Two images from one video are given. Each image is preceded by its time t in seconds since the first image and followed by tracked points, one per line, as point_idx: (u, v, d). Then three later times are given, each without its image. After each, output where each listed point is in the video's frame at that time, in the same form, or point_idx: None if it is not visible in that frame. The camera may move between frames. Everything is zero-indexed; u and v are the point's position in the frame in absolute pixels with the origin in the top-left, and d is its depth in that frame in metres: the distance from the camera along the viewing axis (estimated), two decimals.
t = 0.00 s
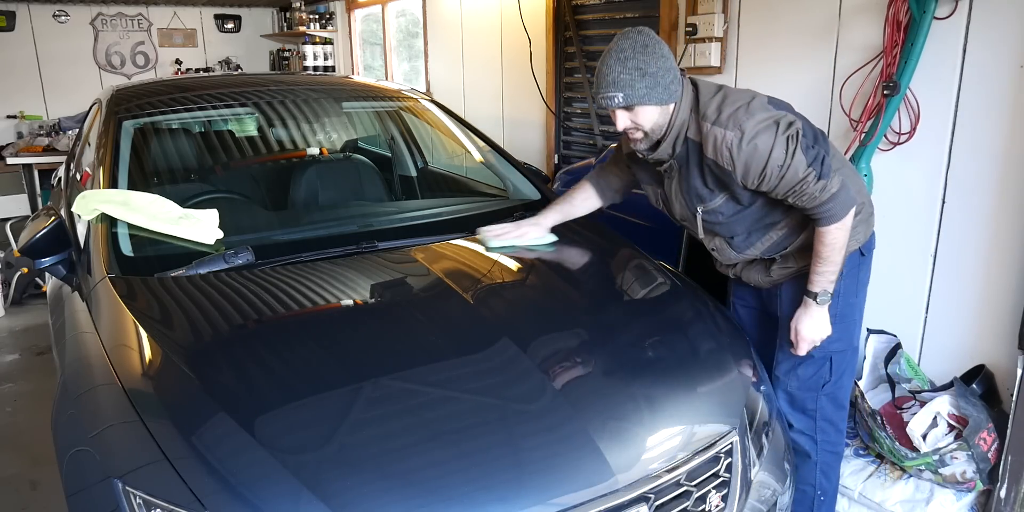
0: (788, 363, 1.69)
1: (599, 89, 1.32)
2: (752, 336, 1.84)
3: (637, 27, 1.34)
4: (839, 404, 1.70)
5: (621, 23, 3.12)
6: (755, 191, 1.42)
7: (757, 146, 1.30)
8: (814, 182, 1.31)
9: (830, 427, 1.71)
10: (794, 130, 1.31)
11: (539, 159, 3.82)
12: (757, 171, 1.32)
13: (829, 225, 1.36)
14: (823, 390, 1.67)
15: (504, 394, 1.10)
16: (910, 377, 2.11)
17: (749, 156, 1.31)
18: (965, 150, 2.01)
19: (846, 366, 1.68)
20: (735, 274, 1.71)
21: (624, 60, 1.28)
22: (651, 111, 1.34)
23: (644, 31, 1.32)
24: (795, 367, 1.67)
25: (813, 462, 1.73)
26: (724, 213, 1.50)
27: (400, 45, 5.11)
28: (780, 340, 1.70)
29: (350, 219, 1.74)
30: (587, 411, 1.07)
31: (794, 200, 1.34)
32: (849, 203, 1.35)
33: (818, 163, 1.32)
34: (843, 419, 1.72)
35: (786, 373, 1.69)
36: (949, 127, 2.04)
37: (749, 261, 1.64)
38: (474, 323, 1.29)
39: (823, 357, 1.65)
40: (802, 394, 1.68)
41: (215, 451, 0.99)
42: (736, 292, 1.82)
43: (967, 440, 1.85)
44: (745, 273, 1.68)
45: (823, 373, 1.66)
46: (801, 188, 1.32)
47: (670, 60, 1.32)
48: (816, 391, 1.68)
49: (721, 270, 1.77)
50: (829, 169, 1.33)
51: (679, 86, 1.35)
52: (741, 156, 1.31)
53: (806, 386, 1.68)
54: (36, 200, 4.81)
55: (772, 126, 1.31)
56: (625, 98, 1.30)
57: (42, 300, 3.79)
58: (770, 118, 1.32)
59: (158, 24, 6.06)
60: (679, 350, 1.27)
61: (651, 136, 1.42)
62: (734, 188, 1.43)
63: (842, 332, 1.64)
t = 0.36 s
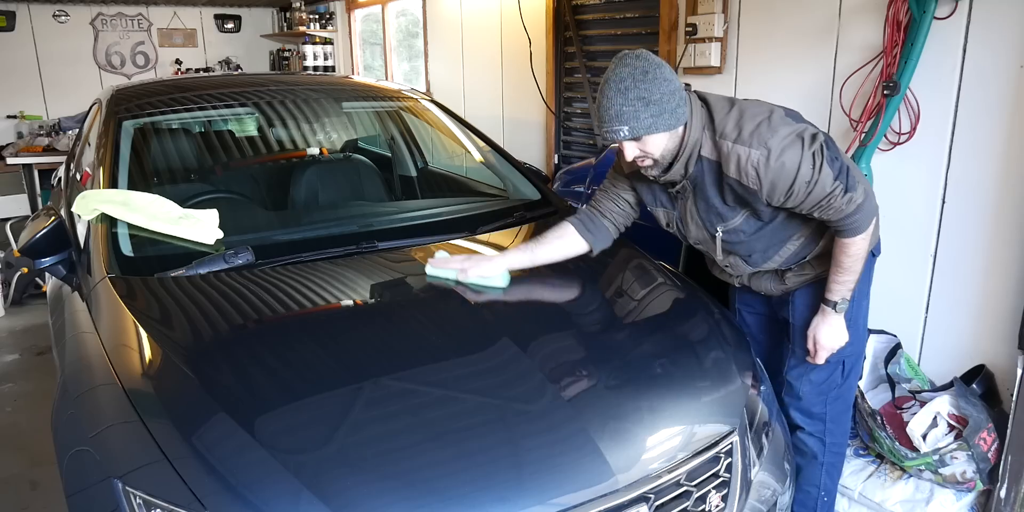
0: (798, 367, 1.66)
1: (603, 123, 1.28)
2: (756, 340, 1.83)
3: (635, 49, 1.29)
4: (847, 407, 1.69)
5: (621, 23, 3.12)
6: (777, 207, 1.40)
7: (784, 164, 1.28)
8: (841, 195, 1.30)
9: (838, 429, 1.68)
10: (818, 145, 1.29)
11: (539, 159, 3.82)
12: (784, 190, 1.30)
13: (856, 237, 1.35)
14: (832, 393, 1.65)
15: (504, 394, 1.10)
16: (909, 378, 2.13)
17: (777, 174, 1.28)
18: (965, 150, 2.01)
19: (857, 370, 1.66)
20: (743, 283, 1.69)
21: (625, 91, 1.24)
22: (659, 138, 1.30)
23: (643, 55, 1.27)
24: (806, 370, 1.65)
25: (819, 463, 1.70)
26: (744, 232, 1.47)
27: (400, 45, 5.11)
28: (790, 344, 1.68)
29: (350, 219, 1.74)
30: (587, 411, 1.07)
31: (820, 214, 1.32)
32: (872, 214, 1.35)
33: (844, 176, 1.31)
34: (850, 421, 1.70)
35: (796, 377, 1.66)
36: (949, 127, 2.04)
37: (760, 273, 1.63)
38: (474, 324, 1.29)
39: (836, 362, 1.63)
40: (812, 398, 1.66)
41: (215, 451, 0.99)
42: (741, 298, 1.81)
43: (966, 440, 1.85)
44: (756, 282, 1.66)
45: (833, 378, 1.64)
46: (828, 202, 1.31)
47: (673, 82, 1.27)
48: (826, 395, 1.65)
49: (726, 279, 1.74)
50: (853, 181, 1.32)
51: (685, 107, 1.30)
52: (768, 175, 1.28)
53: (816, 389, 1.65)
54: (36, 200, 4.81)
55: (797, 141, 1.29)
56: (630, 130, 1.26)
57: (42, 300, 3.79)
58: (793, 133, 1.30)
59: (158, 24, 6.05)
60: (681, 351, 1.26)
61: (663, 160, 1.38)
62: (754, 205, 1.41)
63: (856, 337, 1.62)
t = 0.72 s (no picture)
0: (797, 369, 1.66)
1: (618, 144, 1.25)
2: (755, 342, 1.84)
3: (646, 67, 1.27)
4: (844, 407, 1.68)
5: (621, 23, 3.12)
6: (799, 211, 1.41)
7: (809, 164, 1.28)
8: (863, 193, 1.31)
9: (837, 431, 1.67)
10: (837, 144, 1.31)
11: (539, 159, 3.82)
12: (810, 190, 1.30)
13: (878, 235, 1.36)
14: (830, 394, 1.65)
15: (505, 394, 1.10)
16: (909, 377, 2.12)
17: (803, 175, 1.29)
18: (965, 149, 2.01)
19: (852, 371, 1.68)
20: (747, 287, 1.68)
21: (641, 111, 1.21)
22: (678, 156, 1.27)
23: (655, 72, 1.25)
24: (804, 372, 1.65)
25: (817, 466, 1.69)
26: (769, 240, 1.48)
27: (400, 45, 5.11)
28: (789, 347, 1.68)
29: (350, 218, 1.74)
30: (587, 411, 1.07)
31: (844, 215, 1.33)
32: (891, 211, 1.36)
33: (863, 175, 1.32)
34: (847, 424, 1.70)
35: (795, 380, 1.66)
36: (949, 127, 2.04)
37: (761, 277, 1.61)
38: (474, 324, 1.29)
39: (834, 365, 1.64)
40: (810, 400, 1.65)
41: (215, 451, 0.99)
42: (740, 299, 1.82)
43: (967, 439, 1.84)
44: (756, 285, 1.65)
45: (832, 379, 1.65)
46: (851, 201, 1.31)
47: (688, 99, 1.25)
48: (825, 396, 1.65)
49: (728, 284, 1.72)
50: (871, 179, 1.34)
51: (701, 123, 1.29)
52: (795, 176, 1.29)
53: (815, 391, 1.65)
54: (36, 200, 4.81)
55: (817, 142, 1.30)
56: (648, 150, 1.23)
57: (42, 300, 3.79)
58: (813, 134, 1.31)
59: (158, 24, 6.05)
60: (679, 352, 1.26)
61: (683, 178, 1.36)
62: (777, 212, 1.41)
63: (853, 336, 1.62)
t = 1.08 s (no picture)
0: (799, 376, 1.64)
1: (618, 130, 1.26)
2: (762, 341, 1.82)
3: (648, 54, 1.26)
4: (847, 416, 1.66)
5: (621, 23, 3.12)
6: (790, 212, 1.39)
7: (798, 167, 1.26)
8: (856, 200, 1.28)
9: (839, 440, 1.66)
10: (834, 149, 1.28)
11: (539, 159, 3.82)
12: (798, 193, 1.28)
13: (870, 243, 1.33)
14: (834, 403, 1.63)
15: (505, 394, 1.10)
16: (909, 378, 2.13)
17: (790, 178, 1.27)
18: (965, 149, 2.01)
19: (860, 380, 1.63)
20: (753, 285, 1.68)
21: (642, 99, 1.21)
22: (678, 143, 1.28)
23: (657, 59, 1.24)
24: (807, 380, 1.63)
25: (819, 473, 1.69)
26: (755, 234, 1.46)
27: (400, 45, 5.11)
28: (791, 352, 1.65)
29: (350, 219, 1.74)
30: (587, 411, 1.07)
31: (836, 219, 1.31)
32: (889, 219, 1.33)
33: (860, 181, 1.29)
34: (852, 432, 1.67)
35: (798, 387, 1.64)
36: (949, 127, 2.04)
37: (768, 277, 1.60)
38: (474, 323, 1.29)
39: (838, 371, 1.61)
40: (813, 408, 1.64)
41: (215, 451, 0.99)
42: (752, 300, 1.80)
43: (967, 439, 1.85)
44: (765, 285, 1.64)
45: (837, 388, 1.62)
46: (843, 207, 1.29)
47: (689, 86, 1.26)
48: (828, 405, 1.63)
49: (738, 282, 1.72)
50: (870, 186, 1.30)
51: (702, 110, 1.29)
52: (782, 178, 1.27)
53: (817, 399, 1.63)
54: (36, 200, 4.82)
55: (812, 145, 1.27)
56: (649, 138, 1.24)
57: (41, 300, 3.79)
58: (808, 137, 1.28)
59: (158, 24, 6.05)
60: (679, 352, 1.26)
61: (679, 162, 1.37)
62: (768, 210, 1.39)
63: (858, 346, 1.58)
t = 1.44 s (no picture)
0: (816, 379, 1.61)
1: (650, 133, 1.20)
2: (771, 343, 1.79)
3: (683, 53, 1.21)
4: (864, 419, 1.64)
5: (621, 23, 3.12)
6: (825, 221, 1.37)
7: (840, 175, 1.25)
8: (896, 208, 1.27)
9: (852, 441, 1.65)
10: (874, 157, 1.27)
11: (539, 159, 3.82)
12: (839, 201, 1.27)
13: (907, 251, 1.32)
14: (851, 405, 1.61)
15: (504, 394, 1.10)
16: (909, 378, 2.13)
17: (832, 186, 1.26)
18: (965, 149, 2.01)
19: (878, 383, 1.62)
20: (771, 293, 1.65)
21: (679, 101, 1.16)
22: (710, 149, 1.24)
23: (694, 60, 1.19)
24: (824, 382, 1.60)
25: (829, 475, 1.66)
26: (787, 245, 1.44)
27: (400, 45, 5.11)
28: (809, 356, 1.62)
29: (350, 219, 1.74)
30: (587, 411, 1.07)
31: (872, 227, 1.30)
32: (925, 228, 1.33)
33: (898, 189, 1.28)
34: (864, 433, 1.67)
35: (814, 389, 1.62)
36: (949, 127, 2.04)
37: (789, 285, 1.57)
38: (474, 324, 1.29)
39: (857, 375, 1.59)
40: (829, 411, 1.62)
41: (215, 451, 0.99)
42: (761, 308, 1.77)
43: (967, 440, 1.85)
44: (783, 292, 1.62)
45: (855, 391, 1.60)
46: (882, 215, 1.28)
47: (724, 89, 1.21)
48: (845, 407, 1.61)
49: (754, 290, 1.69)
50: (907, 194, 1.30)
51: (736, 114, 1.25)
52: (824, 187, 1.26)
53: (835, 403, 1.61)
54: (36, 200, 4.82)
55: (852, 152, 1.26)
56: (682, 142, 1.19)
57: (41, 300, 3.79)
58: (848, 144, 1.27)
59: (158, 24, 6.05)
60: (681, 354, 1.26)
61: (710, 172, 1.33)
62: (803, 219, 1.37)
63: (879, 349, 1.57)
